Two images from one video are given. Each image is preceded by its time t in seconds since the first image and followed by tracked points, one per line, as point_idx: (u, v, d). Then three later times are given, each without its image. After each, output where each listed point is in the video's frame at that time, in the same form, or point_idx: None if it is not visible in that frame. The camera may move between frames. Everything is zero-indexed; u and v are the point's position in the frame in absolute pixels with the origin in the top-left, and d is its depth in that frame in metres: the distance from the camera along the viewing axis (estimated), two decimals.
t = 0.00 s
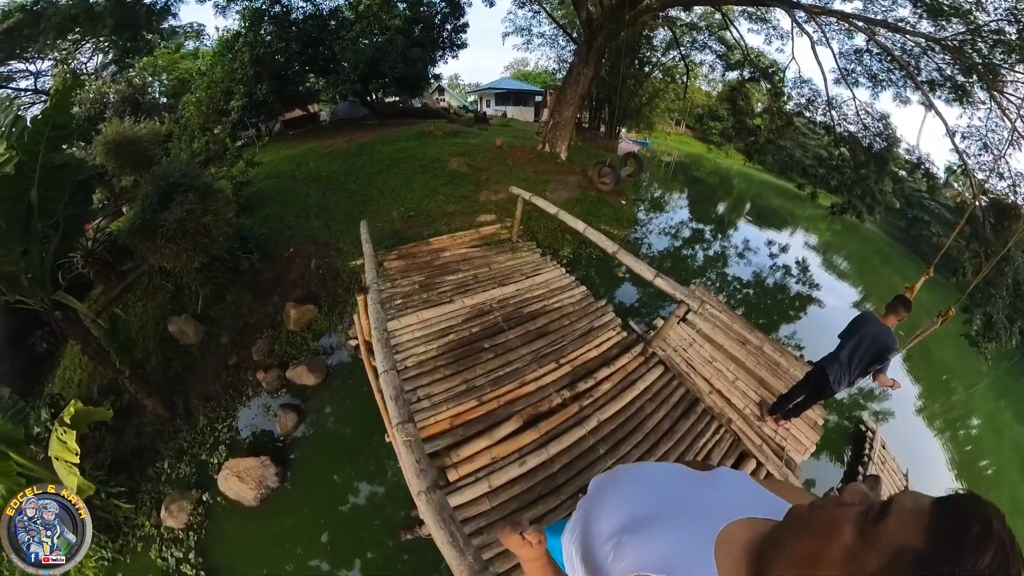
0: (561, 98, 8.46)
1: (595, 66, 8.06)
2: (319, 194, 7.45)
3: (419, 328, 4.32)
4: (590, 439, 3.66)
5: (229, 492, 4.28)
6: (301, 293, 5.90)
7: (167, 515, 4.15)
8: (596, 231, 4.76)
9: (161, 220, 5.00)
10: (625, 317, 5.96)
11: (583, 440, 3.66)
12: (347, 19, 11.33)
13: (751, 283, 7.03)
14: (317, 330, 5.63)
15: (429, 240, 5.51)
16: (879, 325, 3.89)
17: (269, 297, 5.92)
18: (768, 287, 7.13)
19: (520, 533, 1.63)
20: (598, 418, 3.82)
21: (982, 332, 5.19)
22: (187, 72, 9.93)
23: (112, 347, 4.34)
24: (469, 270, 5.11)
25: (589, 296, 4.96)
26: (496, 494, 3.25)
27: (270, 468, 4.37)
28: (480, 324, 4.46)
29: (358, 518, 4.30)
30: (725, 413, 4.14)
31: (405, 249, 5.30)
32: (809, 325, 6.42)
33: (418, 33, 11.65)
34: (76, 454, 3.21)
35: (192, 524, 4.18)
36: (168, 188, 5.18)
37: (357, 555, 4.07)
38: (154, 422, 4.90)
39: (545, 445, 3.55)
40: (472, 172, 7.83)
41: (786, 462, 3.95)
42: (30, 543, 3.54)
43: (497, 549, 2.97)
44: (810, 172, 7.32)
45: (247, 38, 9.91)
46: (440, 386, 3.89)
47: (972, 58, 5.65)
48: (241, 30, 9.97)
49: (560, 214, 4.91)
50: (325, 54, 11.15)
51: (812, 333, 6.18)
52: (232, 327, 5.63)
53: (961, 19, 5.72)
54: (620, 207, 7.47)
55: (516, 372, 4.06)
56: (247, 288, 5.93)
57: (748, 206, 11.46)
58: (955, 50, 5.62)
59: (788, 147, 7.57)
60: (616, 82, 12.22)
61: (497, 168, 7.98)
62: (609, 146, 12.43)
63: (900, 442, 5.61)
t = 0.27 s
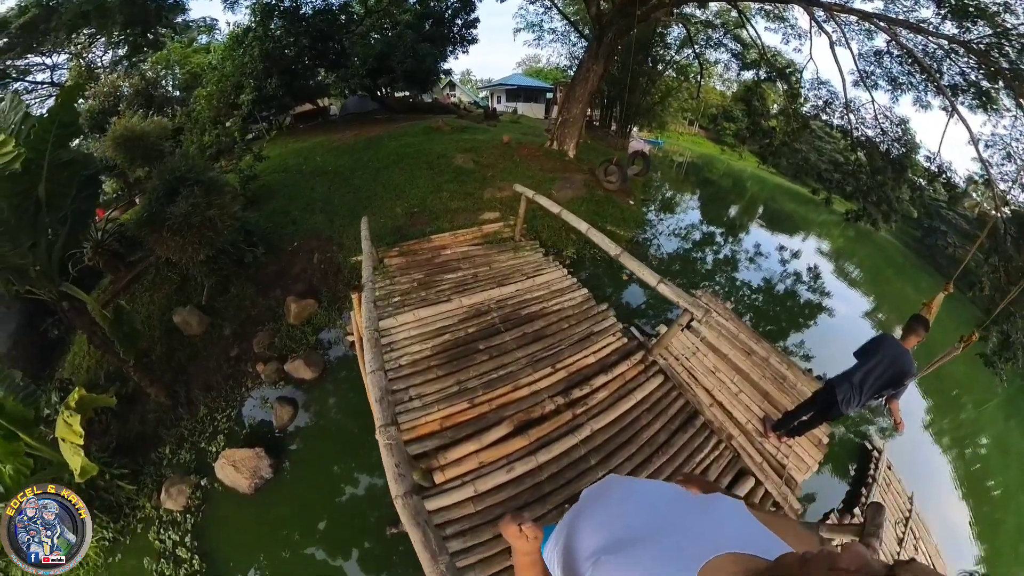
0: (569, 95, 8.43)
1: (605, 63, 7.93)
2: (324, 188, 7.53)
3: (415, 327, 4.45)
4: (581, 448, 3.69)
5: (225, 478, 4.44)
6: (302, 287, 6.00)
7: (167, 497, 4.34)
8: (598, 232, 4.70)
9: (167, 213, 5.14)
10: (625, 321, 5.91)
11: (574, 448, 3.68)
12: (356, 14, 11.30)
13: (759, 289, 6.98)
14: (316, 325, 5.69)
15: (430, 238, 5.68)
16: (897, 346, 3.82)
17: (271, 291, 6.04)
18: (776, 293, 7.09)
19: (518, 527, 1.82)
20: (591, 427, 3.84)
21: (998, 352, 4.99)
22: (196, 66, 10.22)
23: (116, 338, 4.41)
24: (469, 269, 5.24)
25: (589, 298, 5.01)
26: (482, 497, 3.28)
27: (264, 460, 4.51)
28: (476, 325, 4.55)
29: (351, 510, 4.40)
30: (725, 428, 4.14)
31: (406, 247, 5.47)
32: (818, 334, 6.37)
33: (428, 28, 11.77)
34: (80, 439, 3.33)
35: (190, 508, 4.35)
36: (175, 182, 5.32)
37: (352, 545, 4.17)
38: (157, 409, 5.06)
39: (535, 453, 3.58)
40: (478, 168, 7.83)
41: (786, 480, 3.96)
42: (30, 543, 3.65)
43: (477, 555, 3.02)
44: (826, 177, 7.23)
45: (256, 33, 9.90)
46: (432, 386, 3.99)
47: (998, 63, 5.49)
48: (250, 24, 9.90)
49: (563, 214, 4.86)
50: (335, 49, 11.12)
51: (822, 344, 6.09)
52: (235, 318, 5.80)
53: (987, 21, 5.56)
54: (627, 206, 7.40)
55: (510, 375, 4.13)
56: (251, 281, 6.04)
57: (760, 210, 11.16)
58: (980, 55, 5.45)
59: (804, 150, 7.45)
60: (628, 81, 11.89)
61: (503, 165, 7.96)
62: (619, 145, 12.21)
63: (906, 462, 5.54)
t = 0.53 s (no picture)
0: (579, 92, 8.34)
1: (616, 60, 7.79)
2: (331, 183, 7.61)
3: (412, 324, 4.66)
4: (571, 455, 3.84)
5: (225, 465, 4.61)
6: (305, 282, 6.09)
7: (168, 482, 4.50)
8: (601, 234, 4.73)
9: (175, 207, 5.23)
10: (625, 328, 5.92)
11: (564, 456, 3.83)
12: (367, 8, 11.27)
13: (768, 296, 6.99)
14: (317, 319, 5.77)
15: (432, 235, 5.85)
16: (908, 369, 3.78)
17: (276, 284, 6.15)
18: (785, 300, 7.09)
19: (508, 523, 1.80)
20: (583, 434, 3.97)
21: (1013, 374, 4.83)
22: (210, 60, 10.02)
23: (125, 326, 4.82)
24: (469, 268, 5.41)
25: (589, 302, 5.17)
26: (466, 498, 3.48)
27: (263, 448, 4.64)
28: (473, 324, 4.74)
29: (347, 501, 4.51)
30: (722, 442, 4.18)
31: (408, 244, 5.68)
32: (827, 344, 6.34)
33: (438, 23, 11.85)
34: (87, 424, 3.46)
35: (190, 492, 4.51)
36: (183, 176, 5.38)
37: (352, 535, 4.29)
38: (163, 395, 5.23)
39: (523, 457, 3.74)
40: (484, 166, 7.85)
41: (782, 499, 3.99)
42: (30, 543, 3.95)
43: (460, 555, 3.19)
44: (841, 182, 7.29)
45: (267, 29, 9.95)
46: (425, 385, 4.20)
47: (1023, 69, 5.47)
48: (262, 19, 9.96)
49: (566, 214, 4.92)
50: (344, 44, 11.15)
51: (830, 355, 6.10)
52: (240, 311, 5.91)
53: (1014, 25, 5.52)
54: (635, 208, 7.35)
55: (504, 378, 4.30)
56: (256, 274, 6.16)
57: (772, 214, 10.88)
58: (1005, 60, 5.41)
59: (819, 154, 7.34)
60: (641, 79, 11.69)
61: (509, 163, 7.96)
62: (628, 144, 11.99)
63: (908, 482, 5.52)
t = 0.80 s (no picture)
0: (589, 89, 8.19)
1: (625, 59, 7.68)
2: (339, 178, 7.74)
3: (412, 322, 4.87)
4: (562, 460, 3.93)
5: (227, 453, 4.77)
6: (311, 276, 6.23)
7: (172, 467, 4.75)
8: (603, 237, 4.85)
9: (185, 201, 5.34)
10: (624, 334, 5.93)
11: (555, 461, 3.92)
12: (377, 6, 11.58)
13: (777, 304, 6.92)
14: (321, 313, 5.93)
15: (436, 234, 6.03)
16: (911, 389, 3.74)
17: (282, 278, 6.27)
18: (793, 309, 7.04)
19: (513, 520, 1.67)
20: (575, 439, 4.10)
21: None
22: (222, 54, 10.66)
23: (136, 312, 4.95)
24: (471, 268, 5.60)
25: (589, 306, 5.32)
26: (457, 496, 3.60)
27: (264, 436, 4.82)
28: (471, 325, 4.92)
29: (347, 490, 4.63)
30: (718, 456, 4.27)
31: (411, 242, 5.87)
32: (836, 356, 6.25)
33: (449, 19, 11.79)
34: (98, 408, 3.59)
35: (193, 478, 4.75)
36: (192, 171, 5.46)
37: (348, 527, 4.43)
38: (172, 381, 5.47)
39: (514, 460, 3.84)
40: (492, 164, 7.90)
41: (778, 517, 4.02)
42: (29, 543, 4.15)
43: (446, 553, 3.26)
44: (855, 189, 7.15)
45: (280, 24, 10.09)
46: (420, 383, 4.38)
47: None
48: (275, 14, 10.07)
49: (569, 215, 5.02)
50: (355, 40, 11.38)
51: (838, 363, 6.15)
52: (247, 302, 6.08)
53: None
54: (643, 208, 7.49)
55: (499, 379, 4.46)
56: (263, 267, 6.30)
57: (784, 220, 10.61)
58: None
59: (835, 158, 7.35)
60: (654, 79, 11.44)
61: (516, 161, 7.97)
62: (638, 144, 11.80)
63: (911, 504, 5.45)
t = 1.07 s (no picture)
0: (600, 88, 8.25)
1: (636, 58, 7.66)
2: (349, 172, 7.87)
3: (414, 316, 4.95)
4: (555, 459, 3.97)
5: (233, 439, 4.98)
6: (318, 269, 6.40)
7: (179, 450, 4.94)
8: (606, 238, 4.93)
9: (200, 193, 5.55)
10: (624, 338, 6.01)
11: (548, 459, 3.97)
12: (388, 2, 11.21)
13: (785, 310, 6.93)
14: (329, 305, 6.10)
15: (442, 230, 6.11)
16: (906, 398, 3.74)
17: (291, 270, 6.46)
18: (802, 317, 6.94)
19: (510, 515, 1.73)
20: (570, 438, 4.13)
21: None
22: (236, 49, 11.19)
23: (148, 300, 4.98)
24: (475, 264, 5.67)
25: (590, 307, 5.35)
26: (451, 487, 3.68)
27: (268, 424, 5.02)
28: (473, 321, 4.97)
29: (346, 481, 4.83)
30: (713, 463, 4.25)
31: (417, 237, 5.92)
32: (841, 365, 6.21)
33: (460, 16, 11.22)
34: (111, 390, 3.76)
35: (199, 461, 4.94)
36: (207, 164, 5.71)
37: (347, 514, 4.63)
38: (181, 368, 5.62)
39: (508, 456, 3.90)
40: (499, 161, 7.97)
41: (770, 527, 3.99)
42: (30, 543, 4.31)
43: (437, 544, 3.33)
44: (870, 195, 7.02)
45: (292, 19, 10.32)
46: (421, 377, 4.45)
47: None
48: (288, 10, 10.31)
49: (574, 215, 5.11)
50: (367, 35, 11.18)
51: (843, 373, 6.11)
52: (257, 292, 6.26)
53: None
54: (649, 210, 7.44)
55: (498, 376, 4.51)
56: (273, 259, 6.47)
57: (796, 225, 10.34)
58: None
59: (849, 163, 7.03)
60: (668, 77, 11.27)
61: (525, 160, 8.05)
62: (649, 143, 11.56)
63: (910, 523, 5.43)
